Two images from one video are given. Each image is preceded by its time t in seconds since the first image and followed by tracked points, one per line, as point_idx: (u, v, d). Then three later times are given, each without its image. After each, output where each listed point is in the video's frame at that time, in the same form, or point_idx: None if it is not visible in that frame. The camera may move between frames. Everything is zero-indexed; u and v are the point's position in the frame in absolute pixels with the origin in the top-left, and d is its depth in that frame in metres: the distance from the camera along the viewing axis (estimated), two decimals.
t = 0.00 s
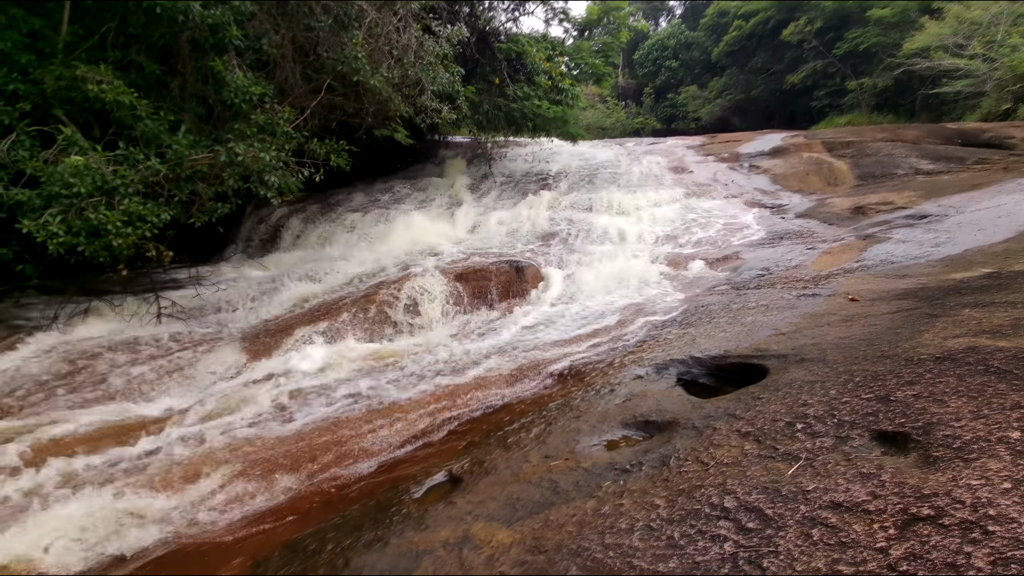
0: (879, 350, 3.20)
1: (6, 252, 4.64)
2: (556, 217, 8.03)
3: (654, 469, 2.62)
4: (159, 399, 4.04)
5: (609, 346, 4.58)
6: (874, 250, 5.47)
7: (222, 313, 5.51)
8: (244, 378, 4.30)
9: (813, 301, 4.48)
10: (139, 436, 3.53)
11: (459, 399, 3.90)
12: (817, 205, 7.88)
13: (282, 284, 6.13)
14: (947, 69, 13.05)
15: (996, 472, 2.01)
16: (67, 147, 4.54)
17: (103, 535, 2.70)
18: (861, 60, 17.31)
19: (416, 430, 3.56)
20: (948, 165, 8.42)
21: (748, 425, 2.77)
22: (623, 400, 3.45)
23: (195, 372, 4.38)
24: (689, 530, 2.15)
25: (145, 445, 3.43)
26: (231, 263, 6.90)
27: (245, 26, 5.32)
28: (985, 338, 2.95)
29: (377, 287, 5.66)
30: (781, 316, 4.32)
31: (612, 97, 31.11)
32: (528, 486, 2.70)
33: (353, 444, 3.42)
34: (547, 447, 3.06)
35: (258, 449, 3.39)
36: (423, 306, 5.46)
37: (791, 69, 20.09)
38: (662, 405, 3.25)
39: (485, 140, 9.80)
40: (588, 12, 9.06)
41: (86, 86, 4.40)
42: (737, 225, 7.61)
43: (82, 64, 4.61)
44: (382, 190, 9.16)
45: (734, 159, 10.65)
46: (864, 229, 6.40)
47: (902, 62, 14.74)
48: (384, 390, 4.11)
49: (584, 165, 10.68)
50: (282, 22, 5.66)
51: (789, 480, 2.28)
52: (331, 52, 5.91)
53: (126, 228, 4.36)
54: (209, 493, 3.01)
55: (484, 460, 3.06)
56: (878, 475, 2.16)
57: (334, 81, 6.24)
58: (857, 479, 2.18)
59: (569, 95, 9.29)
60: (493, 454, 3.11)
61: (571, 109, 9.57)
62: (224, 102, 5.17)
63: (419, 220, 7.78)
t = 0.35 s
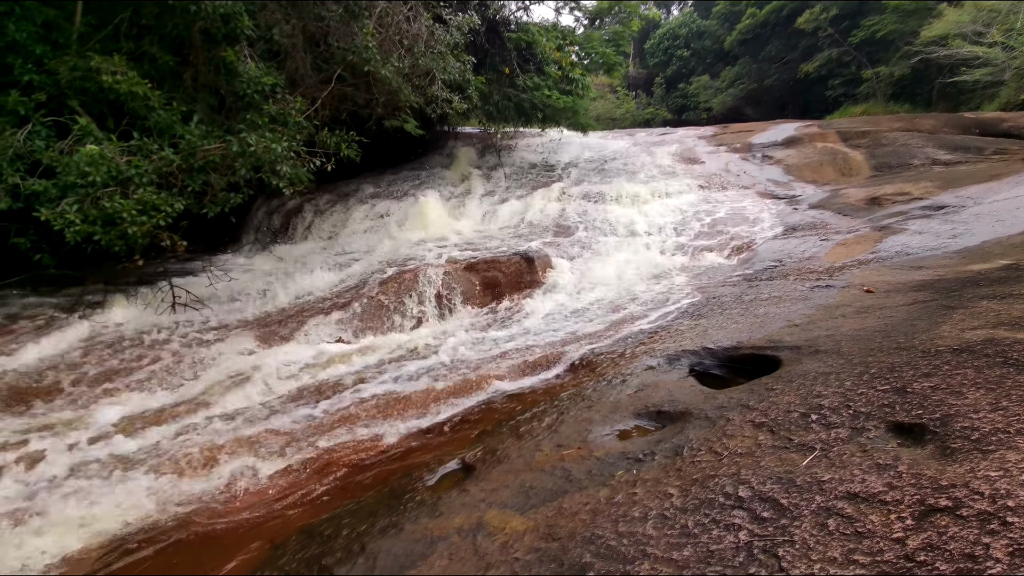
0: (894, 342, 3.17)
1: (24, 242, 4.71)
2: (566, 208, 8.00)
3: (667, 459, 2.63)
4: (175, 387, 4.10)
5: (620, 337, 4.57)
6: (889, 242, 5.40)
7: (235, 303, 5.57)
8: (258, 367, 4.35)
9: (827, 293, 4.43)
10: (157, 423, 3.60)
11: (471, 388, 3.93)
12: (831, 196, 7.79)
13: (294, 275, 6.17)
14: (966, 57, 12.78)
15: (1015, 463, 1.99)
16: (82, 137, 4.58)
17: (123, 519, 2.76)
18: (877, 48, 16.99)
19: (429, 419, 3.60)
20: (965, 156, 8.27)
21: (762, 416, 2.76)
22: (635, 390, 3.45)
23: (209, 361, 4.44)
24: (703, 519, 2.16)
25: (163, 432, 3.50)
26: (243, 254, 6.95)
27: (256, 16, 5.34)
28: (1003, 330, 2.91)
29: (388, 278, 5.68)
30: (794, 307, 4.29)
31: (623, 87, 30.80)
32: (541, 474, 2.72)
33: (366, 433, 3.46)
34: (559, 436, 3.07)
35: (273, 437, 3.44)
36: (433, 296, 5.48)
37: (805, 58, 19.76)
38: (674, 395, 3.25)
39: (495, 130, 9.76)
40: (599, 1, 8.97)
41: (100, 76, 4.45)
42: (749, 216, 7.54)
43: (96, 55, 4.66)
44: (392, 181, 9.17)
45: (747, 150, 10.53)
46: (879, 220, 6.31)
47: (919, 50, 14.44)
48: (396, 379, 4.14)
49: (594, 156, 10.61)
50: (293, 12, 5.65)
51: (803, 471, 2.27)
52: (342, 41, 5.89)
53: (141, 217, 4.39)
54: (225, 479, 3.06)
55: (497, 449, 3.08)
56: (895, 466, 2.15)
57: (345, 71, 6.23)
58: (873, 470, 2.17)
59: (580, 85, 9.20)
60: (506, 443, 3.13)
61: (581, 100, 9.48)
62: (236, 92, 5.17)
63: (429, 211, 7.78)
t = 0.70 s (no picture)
0: (914, 334, 3.13)
1: (48, 233, 4.81)
2: (579, 198, 7.96)
3: (681, 449, 2.63)
4: (194, 374, 4.19)
5: (634, 328, 4.57)
6: (909, 233, 5.31)
7: (252, 293, 5.64)
8: (275, 355, 4.42)
9: (845, 285, 4.37)
10: (178, 410, 3.69)
11: (484, 378, 3.96)
12: (850, 186, 7.65)
13: (309, 265, 6.23)
14: (992, 43, 12.42)
15: None
16: (103, 129, 4.66)
17: (147, 502, 2.84)
18: (900, 34, 16.56)
19: (443, 407, 3.64)
20: (990, 145, 8.06)
21: (778, 407, 2.75)
22: (649, 380, 3.46)
23: (228, 350, 4.52)
24: (717, 508, 2.16)
25: (184, 418, 3.59)
26: (258, 245, 7.03)
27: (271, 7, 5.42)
28: None
29: (402, 268, 5.72)
30: (811, 299, 4.24)
31: (637, 77, 30.42)
32: (555, 463, 2.74)
33: (381, 422, 3.50)
34: (573, 425, 3.09)
35: (290, 424, 3.50)
36: (448, 287, 5.51)
37: (825, 45, 19.33)
38: (689, 386, 3.25)
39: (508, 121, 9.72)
40: None
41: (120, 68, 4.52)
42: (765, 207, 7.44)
43: (115, 47, 4.72)
44: (406, 172, 9.20)
45: (763, 140, 10.38)
46: (900, 211, 6.19)
47: (943, 37, 14.06)
48: (411, 369, 4.18)
49: (608, 146, 10.53)
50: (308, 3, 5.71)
51: (819, 462, 2.26)
52: (357, 31, 5.97)
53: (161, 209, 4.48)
54: (246, 464, 3.13)
55: (511, 438, 3.11)
56: (913, 457, 2.14)
57: (358, 62, 6.25)
58: (891, 462, 2.15)
59: (593, 75, 9.04)
60: (520, 432, 3.16)
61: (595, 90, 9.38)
62: (252, 84, 5.23)
63: (442, 202, 7.79)
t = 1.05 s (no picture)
0: (939, 328, 3.06)
1: (76, 222, 4.94)
2: (596, 190, 7.90)
3: (698, 440, 2.63)
4: (217, 361, 4.29)
5: (651, 321, 4.55)
6: (936, 226, 5.18)
7: (272, 283, 5.73)
8: (295, 344, 4.50)
9: (867, 278, 4.29)
10: (202, 396, 3.79)
11: (501, 368, 3.98)
12: (875, 177, 7.48)
13: (327, 256, 6.30)
14: None
15: None
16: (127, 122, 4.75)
17: (174, 484, 2.93)
18: (928, 21, 16.08)
19: (460, 397, 3.67)
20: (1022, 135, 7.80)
21: (797, 400, 2.73)
22: (667, 372, 3.45)
23: (249, 338, 4.61)
24: (735, 500, 2.16)
25: (208, 404, 3.69)
26: (278, 236, 7.12)
27: None
28: None
29: (418, 260, 5.76)
30: (833, 292, 4.17)
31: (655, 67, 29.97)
32: (571, 452, 2.76)
33: (399, 410, 3.55)
34: (590, 416, 3.10)
35: (311, 411, 3.58)
36: (465, 278, 5.54)
37: (850, 33, 18.82)
38: (706, 378, 3.24)
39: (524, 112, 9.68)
40: None
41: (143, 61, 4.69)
42: (785, 200, 7.32)
43: (139, 40, 4.84)
44: (422, 164, 9.23)
45: (785, 131, 10.18)
46: (926, 203, 6.04)
47: (975, 23, 13.59)
48: (427, 359, 4.23)
49: (625, 138, 10.43)
50: None
51: (840, 455, 2.24)
52: (374, 23, 6.04)
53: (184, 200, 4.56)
54: (268, 450, 3.21)
55: (527, 427, 3.13)
56: (937, 452, 2.10)
57: (375, 55, 6.28)
58: (914, 456, 2.13)
59: (611, 65, 8.96)
60: (537, 422, 3.18)
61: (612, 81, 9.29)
62: (271, 76, 5.30)
63: (458, 194, 7.80)
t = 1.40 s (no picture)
0: (981, 321, 2.95)
1: (110, 211, 5.09)
2: (619, 181, 7.81)
3: (727, 432, 2.59)
4: (246, 348, 4.38)
5: (676, 312, 4.49)
6: (976, 217, 4.98)
7: (297, 272, 5.81)
8: (321, 332, 4.57)
9: (903, 270, 4.16)
10: (232, 380, 3.89)
11: (524, 358, 3.98)
12: (911, 167, 7.22)
13: (351, 245, 6.36)
14: None
15: None
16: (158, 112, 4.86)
17: (205, 464, 3.02)
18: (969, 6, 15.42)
19: (484, 385, 3.68)
20: None
21: (829, 393, 2.66)
22: (694, 363, 3.40)
23: (276, 325, 4.70)
24: (765, 492, 2.12)
25: (238, 389, 3.78)
26: (303, 225, 7.22)
27: None
28: None
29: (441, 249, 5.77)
30: (866, 284, 4.05)
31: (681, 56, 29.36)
32: (596, 442, 2.74)
33: (422, 398, 3.58)
34: (614, 406, 3.08)
35: (336, 397, 3.63)
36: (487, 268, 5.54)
37: (885, 19, 18.14)
38: (734, 369, 3.19)
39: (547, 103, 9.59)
40: None
41: (173, 52, 4.76)
42: (815, 191, 7.12)
43: (169, 32, 4.93)
44: (444, 154, 9.25)
45: (816, 120, 9.89)
46: (965, 194, 5.81)
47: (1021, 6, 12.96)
48: (451, 347, 4.25)
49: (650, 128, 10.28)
50: None
51: (875, 449, 2.18)
52: (397, 12, 6.06)
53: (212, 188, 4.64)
54: (295, 433, 3.27)
55: (551, 416, 3.13)
56: (979, 448, 2.03)
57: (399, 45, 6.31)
58: (955, 451, 2.05)
59: (637, 54, 8.84)
60: (561, 411, 3.17)
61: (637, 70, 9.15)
62: (297, 66, 5.36)
63: (480, 184, 7.79)
